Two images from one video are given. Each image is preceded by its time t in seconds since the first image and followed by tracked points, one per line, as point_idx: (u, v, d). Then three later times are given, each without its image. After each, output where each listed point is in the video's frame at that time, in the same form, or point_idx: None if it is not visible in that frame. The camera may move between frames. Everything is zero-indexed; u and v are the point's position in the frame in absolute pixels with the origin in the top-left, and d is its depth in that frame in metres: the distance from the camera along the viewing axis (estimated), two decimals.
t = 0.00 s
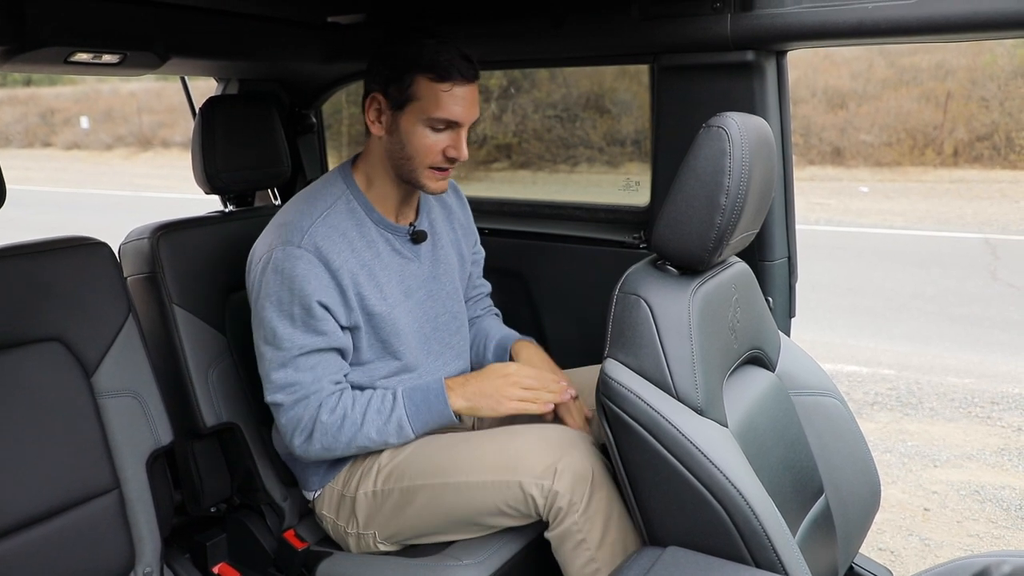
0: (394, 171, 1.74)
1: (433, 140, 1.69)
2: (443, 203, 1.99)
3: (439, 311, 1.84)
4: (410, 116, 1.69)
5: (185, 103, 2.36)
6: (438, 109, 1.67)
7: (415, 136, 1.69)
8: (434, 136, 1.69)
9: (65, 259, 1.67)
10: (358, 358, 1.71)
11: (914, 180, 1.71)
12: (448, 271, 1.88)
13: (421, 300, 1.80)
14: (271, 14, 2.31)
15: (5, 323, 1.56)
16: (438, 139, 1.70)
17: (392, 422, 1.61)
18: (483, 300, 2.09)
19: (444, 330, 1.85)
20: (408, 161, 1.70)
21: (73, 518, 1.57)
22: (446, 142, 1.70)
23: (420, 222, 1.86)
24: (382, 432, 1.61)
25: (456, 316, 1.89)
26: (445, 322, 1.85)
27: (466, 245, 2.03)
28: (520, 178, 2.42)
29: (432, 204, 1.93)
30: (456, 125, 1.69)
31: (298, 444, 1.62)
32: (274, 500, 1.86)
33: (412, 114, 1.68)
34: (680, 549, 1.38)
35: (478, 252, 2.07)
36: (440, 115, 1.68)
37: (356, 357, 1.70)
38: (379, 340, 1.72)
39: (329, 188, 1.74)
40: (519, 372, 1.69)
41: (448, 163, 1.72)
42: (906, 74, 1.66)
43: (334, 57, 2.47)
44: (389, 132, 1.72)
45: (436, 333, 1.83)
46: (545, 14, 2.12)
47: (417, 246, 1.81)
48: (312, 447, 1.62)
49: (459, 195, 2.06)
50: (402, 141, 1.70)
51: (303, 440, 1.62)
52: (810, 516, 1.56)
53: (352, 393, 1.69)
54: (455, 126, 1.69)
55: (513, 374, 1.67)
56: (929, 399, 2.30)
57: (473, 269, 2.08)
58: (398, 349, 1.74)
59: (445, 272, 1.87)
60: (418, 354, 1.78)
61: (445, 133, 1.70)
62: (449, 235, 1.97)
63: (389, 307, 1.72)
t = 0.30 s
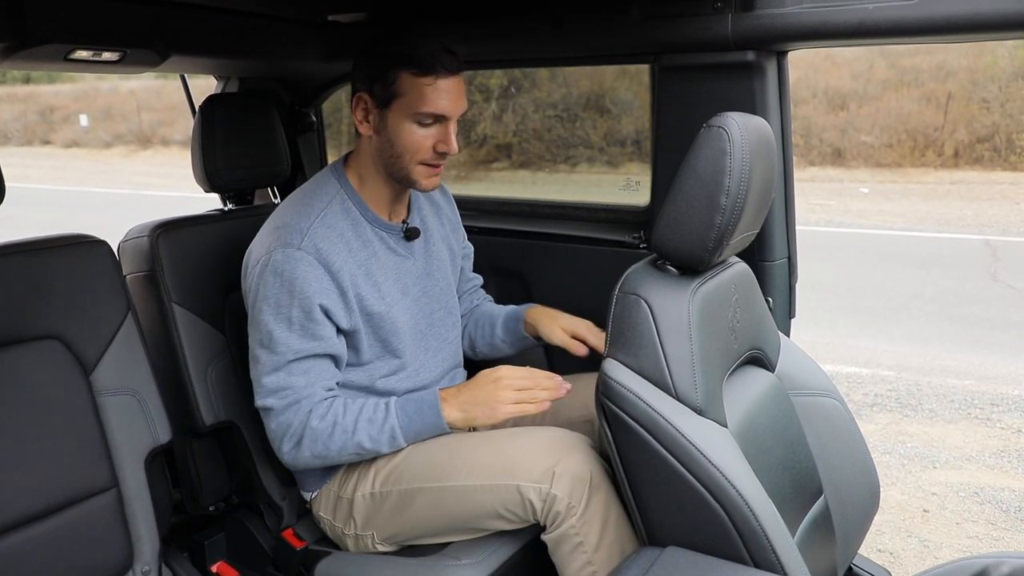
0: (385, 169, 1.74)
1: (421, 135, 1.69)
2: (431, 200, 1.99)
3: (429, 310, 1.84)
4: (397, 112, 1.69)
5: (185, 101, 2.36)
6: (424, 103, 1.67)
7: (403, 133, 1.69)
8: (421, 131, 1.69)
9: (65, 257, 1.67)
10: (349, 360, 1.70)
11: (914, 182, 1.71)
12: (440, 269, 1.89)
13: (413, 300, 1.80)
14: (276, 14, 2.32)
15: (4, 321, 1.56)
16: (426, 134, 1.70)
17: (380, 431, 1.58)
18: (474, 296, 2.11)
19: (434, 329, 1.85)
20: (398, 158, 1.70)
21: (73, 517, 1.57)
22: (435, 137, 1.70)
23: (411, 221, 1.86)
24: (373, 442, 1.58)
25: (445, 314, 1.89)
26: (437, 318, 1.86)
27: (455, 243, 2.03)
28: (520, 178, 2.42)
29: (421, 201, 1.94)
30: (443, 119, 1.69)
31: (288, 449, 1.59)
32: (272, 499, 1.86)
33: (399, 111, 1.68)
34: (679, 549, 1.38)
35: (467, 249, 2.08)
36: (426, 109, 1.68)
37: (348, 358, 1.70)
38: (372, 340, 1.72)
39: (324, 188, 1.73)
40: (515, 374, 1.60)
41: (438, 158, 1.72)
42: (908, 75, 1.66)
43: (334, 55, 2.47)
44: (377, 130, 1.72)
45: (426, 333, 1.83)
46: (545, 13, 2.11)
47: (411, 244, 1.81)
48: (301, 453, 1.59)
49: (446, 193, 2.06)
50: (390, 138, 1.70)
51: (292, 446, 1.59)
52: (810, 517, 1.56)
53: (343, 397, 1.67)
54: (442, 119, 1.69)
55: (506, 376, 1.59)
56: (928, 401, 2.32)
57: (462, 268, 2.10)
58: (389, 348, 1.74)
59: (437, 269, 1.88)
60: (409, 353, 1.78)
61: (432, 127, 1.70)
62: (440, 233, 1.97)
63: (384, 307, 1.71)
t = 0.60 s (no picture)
0: (378, 168, 1.74)
1: (414, 136, 1.70)
2: (428, 199, 1.99)
3: (422, 311, 1.84)
4: (390, 112, 1.69)
5: (185, 102, 2.33)
6: (416, 104, 1.68)
7: (395, 133, 1.69)
8: (413, 131, 1.70)
9: (66, 257, 1.67)
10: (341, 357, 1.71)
11: (914, 185, 1.73)
12: (436, 268, 1.89)
13: (407, 298, 1.80)
14: (275, 15, 2.31)
15: (5, 321, 1.56)
16: (418, 134, 1.70)
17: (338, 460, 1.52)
18: (472, 296, 2.12)
19: (428, 327, 1.85)
20: (390, 160, 1.71)
21: (73, 516, 1.57)
22: (427, 137, 1.71)
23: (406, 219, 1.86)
24: (334, 460, 1.52)
25: (440, 313, 1.89)
26: (432, 316, 1.86)
27: (453, 243, 2.03)
28: (520, 180, 2.42)
29: (418, 200, 1.93)
30: (435, 119, 1.70)
31: (268, 445, 1.61)
32: (271, 499, 1.84)
33: (392, 111, 1.69)
34: (679, 551, 1.38)
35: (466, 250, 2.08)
36: (419, 110, 1.68)
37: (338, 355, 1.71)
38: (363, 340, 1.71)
39: (319, 187, 1.75)
40: (483, 459, 1.41)
41: (430, 159, 1.72)
42: (907, 78, 1.66)
43: (335, 57, 2.48)
44: (371, 130, 1.73)
45: (420, 331, 1.83)
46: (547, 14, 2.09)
47: (406, 242, 1.82)
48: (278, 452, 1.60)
49: (442, 191, 2.07)
50: (383, 139, 1.71)
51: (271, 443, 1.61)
52: (810, 519, 1.57)
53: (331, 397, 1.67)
54: (434, 120, 1.70)
55: (465, 468, 1.40)
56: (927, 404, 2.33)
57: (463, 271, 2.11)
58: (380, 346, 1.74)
59: (433, 268, 1.88)
60: (402, 351, 1.78)
61: (425, 128, 1.70)
62: (437, 231, 1.97)
63: (375, 305, 1.72)
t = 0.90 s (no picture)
0: (359, 167, 1.78)
1: (395, 136, 1.73)
2: (416, 199, 2.00)
3: (412, 312, 1.86)
4: (371, 113, 1.73)
5: (186, 104, 2.36)
6: (395, 105, 1.71)
7: (377, 134, 1.73)
8: (394, 132, 1.73)
9: (67, 257, 1.67)
10: (331, 352, 1.74)
11: (912, 186, 1.73)
12: (424, 263, 1.91)
13: (394, 294, 1.82)
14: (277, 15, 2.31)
15: (7, 320, 1.56)
16: (398, 135, 1.74)
17: (340, 485, 1.51)
18: (465, 299, 2.12)
19: (420, 328, 1.87)
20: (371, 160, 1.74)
21: (75, 516, 1.58)
22: (406, 138, 1.74)
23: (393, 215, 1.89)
24: (337, 486, 1.52)
25: (433, 314, 1.91)
26: (423, 313, 1.88)
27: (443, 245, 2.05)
28: (519, 181, 2.43)
29: (403, 198, 1.95)
30: (414, 121, 1.73)
31: (265, 442, 1.61)
32: (272, 499, 1.85)
33: (374, 113, 1.73)
34: (679, 551, 1.39)
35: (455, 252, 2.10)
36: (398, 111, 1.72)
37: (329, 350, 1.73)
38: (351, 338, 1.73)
39: (301, 183, 1.79)
40: (486, 535, 1.46)
41: (409, 160, 1.75)
42: (906, 80, 1.67)
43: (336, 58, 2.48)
44: (354, 130, 1.77)
45: (411, 330, 1.85)
46: (547, 16, 2.09)
47: (391, 237, 1.84)
48: (277, 452, 1.60)
49: (431, 193, 2.07)
50: (364, 139, 1.74)
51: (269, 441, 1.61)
52: (810, 519, 1.58)
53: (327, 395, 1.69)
54: (414, 121, 1.73)
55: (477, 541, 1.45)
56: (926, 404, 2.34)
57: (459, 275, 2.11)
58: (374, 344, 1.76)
59: (421, 264, 1.90)
60: (394, 351, 1.80)
61: (404, 129, 1.74)
62: (424, 230, 1.99)
63: (362, 295, 1.75)
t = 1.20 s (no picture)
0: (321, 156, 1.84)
1: (342, 119, 1.82)
2: (401, 200, 2.06)
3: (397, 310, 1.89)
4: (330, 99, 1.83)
5: (186, 104, 2.35)
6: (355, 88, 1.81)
7: (327, 118, 1.84)
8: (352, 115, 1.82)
9: (68, 258, 1.67)
10: (309, 349, 1.78)
11: (913, 187, 1.72)
12: (403, 261, 1.94)
13: (373, 290, 1.86)
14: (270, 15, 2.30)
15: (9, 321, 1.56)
16: (356, 118, 1.82)
17: (296, 489, 1.59)
18: (454, 298, 2.13)
19: (404, 324, 1.91)
20: (323, 146, 1.84)
21: (76, 516, 1.58)
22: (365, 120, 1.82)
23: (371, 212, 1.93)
24: (294, 490, 1.60)
25: (416, 311, 1.95)
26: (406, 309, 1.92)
27: (429, 241, 2.08)
28: (519, 182, 2.43)
29: (383, 196, 1.99)
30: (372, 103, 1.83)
31: (237, 441, 1.71)
32: (273, 500, 1.81)
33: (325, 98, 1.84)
34: (680, 552, 1.39)
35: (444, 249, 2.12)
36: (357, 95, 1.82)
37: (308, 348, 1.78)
38: (329, 333, 1.77)
39: (276, 187, 1.84)
40: (425, 544, 1.52)
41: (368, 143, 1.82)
42: (906, 81, 1.68)
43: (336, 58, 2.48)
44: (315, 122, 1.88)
45: (395, 326, 1.88)
46: (547, 18, 2.08)
47: (368, 236, 1.89)
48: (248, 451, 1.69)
49: (419, 198, 2.12)
50: (319, 126, 1.85)
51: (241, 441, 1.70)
52: (809, 520, 1.58)
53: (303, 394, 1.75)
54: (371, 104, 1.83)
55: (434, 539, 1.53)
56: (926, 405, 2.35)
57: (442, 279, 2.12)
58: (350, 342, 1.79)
59: (400, 262, 1.94)
60: (377, 348, 1.83)
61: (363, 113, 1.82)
62: (407, 226, 2.02)
63: (333, 295, 1.78)
